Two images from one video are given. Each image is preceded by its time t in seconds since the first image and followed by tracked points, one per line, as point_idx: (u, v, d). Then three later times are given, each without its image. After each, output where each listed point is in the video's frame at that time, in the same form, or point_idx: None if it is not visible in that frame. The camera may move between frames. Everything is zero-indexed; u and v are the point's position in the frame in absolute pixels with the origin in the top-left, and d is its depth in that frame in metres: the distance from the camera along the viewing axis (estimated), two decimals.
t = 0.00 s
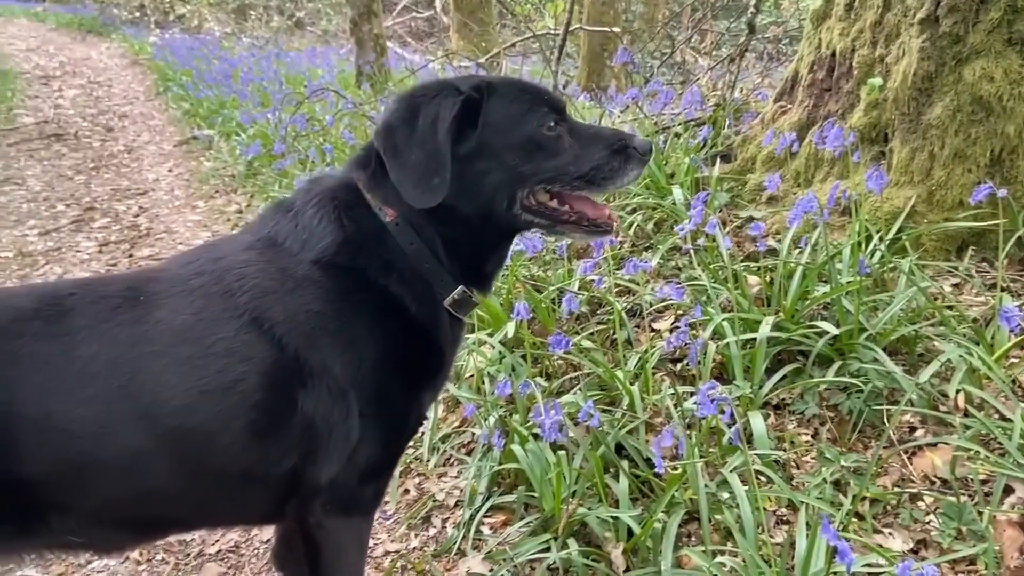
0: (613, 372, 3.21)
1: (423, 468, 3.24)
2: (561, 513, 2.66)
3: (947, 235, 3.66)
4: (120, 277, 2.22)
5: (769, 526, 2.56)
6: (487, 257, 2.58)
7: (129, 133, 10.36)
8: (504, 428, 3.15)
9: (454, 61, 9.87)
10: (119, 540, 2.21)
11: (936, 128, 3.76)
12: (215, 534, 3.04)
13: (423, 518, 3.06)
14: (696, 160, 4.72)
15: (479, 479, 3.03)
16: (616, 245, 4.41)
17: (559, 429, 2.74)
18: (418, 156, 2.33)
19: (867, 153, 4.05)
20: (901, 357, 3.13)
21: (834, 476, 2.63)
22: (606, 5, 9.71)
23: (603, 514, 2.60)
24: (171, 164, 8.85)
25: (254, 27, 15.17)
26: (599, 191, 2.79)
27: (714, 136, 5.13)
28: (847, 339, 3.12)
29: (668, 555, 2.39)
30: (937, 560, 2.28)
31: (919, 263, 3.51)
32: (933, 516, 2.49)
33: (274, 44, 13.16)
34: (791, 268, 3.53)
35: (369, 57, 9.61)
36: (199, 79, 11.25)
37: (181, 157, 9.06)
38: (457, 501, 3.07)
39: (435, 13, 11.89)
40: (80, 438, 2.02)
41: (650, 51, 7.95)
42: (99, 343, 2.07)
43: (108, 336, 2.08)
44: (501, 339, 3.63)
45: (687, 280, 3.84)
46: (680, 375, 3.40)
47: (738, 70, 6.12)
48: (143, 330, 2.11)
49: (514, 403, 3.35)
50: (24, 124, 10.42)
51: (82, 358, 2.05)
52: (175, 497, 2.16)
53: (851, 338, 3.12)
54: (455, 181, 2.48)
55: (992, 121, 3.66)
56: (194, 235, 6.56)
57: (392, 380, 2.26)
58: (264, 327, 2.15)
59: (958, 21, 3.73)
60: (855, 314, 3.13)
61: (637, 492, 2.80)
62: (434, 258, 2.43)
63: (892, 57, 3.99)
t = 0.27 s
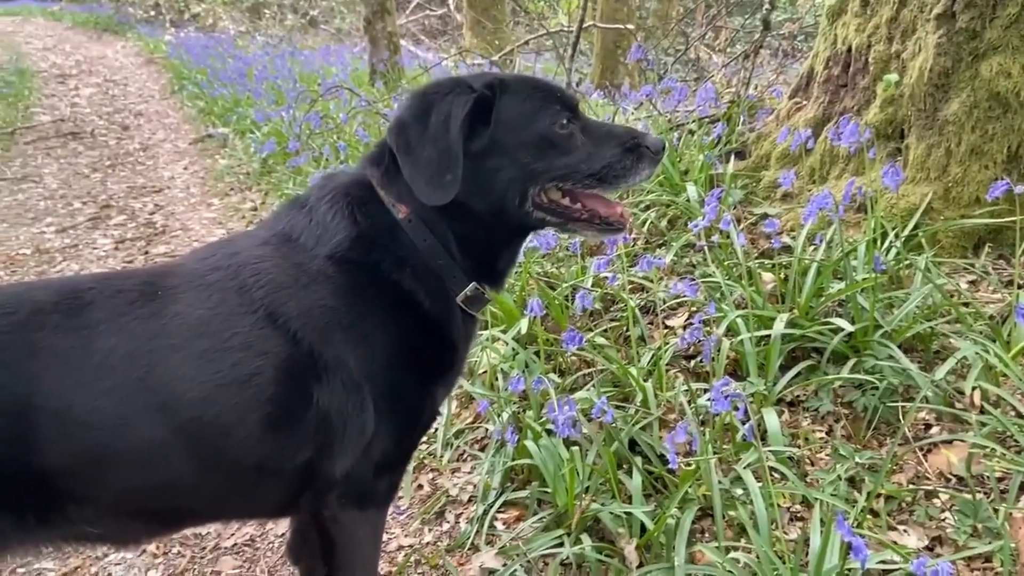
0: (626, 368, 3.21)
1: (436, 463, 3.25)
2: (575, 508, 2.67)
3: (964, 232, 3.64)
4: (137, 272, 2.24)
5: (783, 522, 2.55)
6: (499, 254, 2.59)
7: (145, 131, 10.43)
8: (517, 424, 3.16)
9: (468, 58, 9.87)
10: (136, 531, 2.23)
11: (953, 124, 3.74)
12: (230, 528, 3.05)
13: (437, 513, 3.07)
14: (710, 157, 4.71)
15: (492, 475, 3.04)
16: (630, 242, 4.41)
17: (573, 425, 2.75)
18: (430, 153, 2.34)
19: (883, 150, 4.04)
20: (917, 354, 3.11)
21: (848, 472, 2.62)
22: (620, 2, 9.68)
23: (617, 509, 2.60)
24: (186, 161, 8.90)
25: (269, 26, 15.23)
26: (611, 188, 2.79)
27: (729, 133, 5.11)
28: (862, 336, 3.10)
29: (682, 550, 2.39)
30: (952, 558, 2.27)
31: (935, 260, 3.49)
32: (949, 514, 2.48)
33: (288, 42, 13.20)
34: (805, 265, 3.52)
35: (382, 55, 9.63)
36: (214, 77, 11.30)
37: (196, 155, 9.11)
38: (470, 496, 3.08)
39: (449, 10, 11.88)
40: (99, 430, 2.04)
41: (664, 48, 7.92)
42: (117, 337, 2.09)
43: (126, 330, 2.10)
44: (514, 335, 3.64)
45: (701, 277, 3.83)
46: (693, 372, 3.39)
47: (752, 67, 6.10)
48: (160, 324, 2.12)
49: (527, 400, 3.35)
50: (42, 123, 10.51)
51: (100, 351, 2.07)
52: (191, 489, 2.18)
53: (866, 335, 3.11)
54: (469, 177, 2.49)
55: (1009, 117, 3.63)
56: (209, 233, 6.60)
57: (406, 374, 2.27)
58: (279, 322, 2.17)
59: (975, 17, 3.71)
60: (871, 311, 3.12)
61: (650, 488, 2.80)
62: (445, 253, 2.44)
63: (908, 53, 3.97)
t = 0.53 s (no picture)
0: (635, 365, 3.21)
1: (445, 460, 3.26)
2: (583, 505, 2.67)
3: (975, 229, 3.62)
4: (147, 270, 2.26)
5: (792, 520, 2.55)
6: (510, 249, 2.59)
7: (156, 129, 10.48)
8: (526, 421, 3.17)
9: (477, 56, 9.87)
10: (145, 526, 2.25)
11: (964, 121, 3.72)
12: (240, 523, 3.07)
13: (446, 509, 3.08)
14: (720, 154, 4.70)
15: (501, 471, 3.05)
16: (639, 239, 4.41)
17: (581, 421, 2.75)
18: (444, 150, 2.34)
19: (894, 146, 4.02)
20: (927, 351, 3.10)
21: (858, 470, 2.61)
22: None
23: (625, 506, 2.60)
24: (197, 159, 8.94)
25: (279, 24, 15.27)
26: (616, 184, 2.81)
27: (738, 130, 5.09)
28: (872, 333, 3.10)
29: (691, 547, 2.38)
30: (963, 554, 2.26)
31: (946, 257, 3.48)
32: (959, 512, 2.47)
33: (298, 40, 13.24)
34: (815, 263, 3.51)
35: (392, 53, 9.64)
36: (225, 75, 11.34)
37: (207, 152, 9.15)
38: (479, 493, 3.09)
39: (458, 8, 11.89)
40: (108, 428, 2.05)
41: (674, 44, 7.90)
42: (127, 334, 2.11)
43: (135, 328, 2.12)
44: (523, 332, 3.64)
45: (710, 274, 3.83)
46: (702, 369, 3.39)
47: (763, 63, 6.08)
48: (170, 322, 2.14)
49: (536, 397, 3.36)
50: (54, 121, 10.57)
51: (110, 348, 2.09)
52: (200, 486, 2.20)
53: (877, 333, 3.10)
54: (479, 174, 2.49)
55: (1021, 113, 3.61)
56: (220, 230, 6.63)
57: (414, 374, 2.28)
58: (289, 321, 2.18)
59: (987, 13, 3.69)
60: (881, 308, 3.11)
61: (659, 485, 2.80)
62: (457, 252, 2.44)
63: (919, 49, 3.95)
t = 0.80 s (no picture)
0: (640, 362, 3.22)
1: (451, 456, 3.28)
2: (588, 501, 2.68)
3: (981, 225, 3.62)
4: (152, 270, 2.24)
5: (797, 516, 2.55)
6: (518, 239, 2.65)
7: (162, 126, 10.51)
8: (532, 417, 3.18)
9: (482, 52, 9.87)
10: (147, 526, 2.25)
11: (970, 117, 3.71)
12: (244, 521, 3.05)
13: (452, 506, 3.10)
14: (725, 150, 4.69)
15: (507, 468, 3.06)
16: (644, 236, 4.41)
17: (586, 418, 2.76)
18: (479, 145, 2.36)
19: (899, 143, 4.02)
20: (932, 348, 3.10)
21: (863, 467, 2.61)
22: None
23: (630, 503, 2.61)
24: (203, 156, 8.96)
25: (285, 21, 15.29)
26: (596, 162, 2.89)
27: (744, 127, 5.09)
28: (878, 330, 3.09)
29: (695, 543, 2.39)
30: (967, 550, 2.25)
31: (952, 253, 3.47)
32: (964, 508, 2.47)
33: (303, 37, 13.25)
34: (820, 260, 3.51)
35: (397, 50, 9.65)
36: (231, 72, 11.35)
37: (213, 150, 9.17)
38: (484, 489, 3.10)
39: (463, 4, 11.88)
40: (111, 430, 2.04)
41: (679, 39, 7.89)
42: (131, 336, 2.09)
43: (140, 330, 2.10)
44: (529, 329, 3.65)
45: (715, 271, 3.83)
46: (708, 366, 3.39)
47: (768, 59, 6.07)
48: (175, 325, 2.12)
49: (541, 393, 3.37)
50: (61, 119, 10.60)
51: (114, 350, 2.08)
52: (205, 488, 2.19)
53: (882, 330, 3.10)
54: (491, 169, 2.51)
55: None
56: (226, 228, 6.65)
57: (427, 373, 2.30)
58: (300, 324, 2.18)
59: (992, 9, 3.68)
60: (886, 305, 3.11)
61: (664, 481, 2.81)
62: (472, 247, 2.46)
63: (925, 45, 3.95)
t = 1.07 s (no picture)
0: (640, 356, 3.22)
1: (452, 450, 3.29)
2: (589, 494, 2.69)
3: (981, 219, 3.62)
4: (146, 268, 2.05)
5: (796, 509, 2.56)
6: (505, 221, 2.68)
7: (163, 122, 10.52)
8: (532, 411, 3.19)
9: (482, 47, 9.88)
10: (138, 529, 2.07)
11: (970, 110, 3.71)
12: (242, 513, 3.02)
13: (453, 499, 3.11)
14: (726, 144, 4.70)
15: (508, 461, 3.08)
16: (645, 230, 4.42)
17: (587, 412, 2.78)
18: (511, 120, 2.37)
19: (900, 136, 4.02)
20: (932, 341, 3.11)
21: (862, 460, 2.62)
22: None
23: (631, 496, 2.62)
24: (204, 152, 8.97)
25: (285, 16, 15.30)
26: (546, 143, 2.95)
27: (744, 121, 5.09)
28: (878, 324, 3.11)
29: (695, 536, 2.39)
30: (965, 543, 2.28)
31: (952, 247, 3.48)
32: (963, 501, 2.48)
33: (304, 32, 13.26)
34: (820, 254, 3.52)
35: (397, 44, 9.65)
36: (231, 68, 11.36)
37: (214, 145, 9.18)
38: (486, 483, 3.11)
39: None
40: (103, 437, 1.85)
41: (678, 34, 7.90)
42: (127, 338, 1.90)
43: (135, 334, 1.91)
44: (530, 324, 3.66)
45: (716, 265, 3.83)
46: (708, 360, 3.40)
47: (768, 53, 6.07)
48: (177, 329, 1.94)
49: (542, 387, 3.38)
50: (62, 114, 10.61)
51: (107, 354, 1.88)
52: (204, 494, 2.04)
53: (882, 323, 3.11)
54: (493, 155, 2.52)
55: None
56: (228, 222, 6.66)
57: (441, 364, 2.28)
58: (314, 326, 2.06)
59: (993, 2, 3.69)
60: (886, 298, 3.12)
61: (664, 475, 2.82)
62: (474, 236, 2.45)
63: (925, 38, 3.95)
